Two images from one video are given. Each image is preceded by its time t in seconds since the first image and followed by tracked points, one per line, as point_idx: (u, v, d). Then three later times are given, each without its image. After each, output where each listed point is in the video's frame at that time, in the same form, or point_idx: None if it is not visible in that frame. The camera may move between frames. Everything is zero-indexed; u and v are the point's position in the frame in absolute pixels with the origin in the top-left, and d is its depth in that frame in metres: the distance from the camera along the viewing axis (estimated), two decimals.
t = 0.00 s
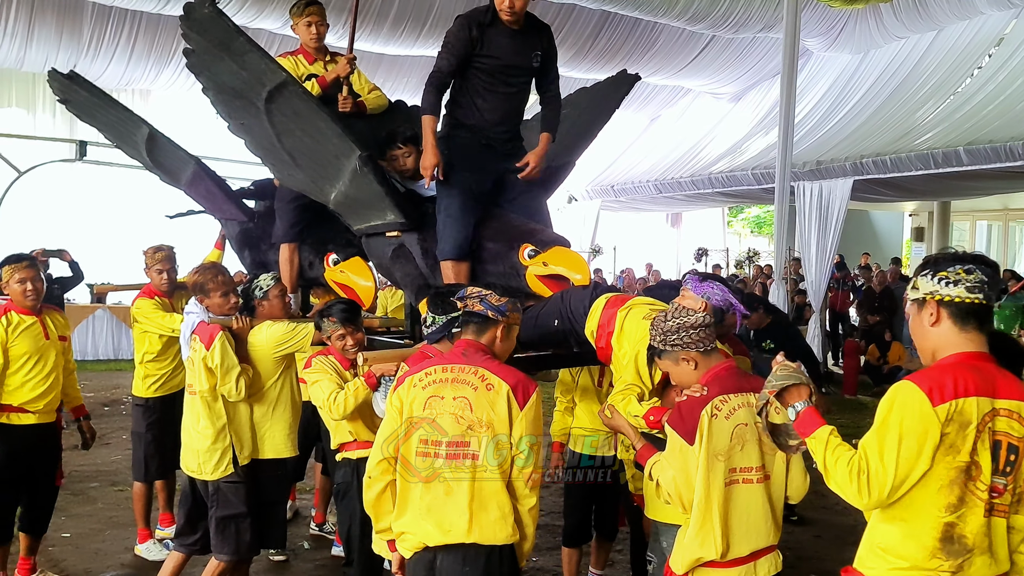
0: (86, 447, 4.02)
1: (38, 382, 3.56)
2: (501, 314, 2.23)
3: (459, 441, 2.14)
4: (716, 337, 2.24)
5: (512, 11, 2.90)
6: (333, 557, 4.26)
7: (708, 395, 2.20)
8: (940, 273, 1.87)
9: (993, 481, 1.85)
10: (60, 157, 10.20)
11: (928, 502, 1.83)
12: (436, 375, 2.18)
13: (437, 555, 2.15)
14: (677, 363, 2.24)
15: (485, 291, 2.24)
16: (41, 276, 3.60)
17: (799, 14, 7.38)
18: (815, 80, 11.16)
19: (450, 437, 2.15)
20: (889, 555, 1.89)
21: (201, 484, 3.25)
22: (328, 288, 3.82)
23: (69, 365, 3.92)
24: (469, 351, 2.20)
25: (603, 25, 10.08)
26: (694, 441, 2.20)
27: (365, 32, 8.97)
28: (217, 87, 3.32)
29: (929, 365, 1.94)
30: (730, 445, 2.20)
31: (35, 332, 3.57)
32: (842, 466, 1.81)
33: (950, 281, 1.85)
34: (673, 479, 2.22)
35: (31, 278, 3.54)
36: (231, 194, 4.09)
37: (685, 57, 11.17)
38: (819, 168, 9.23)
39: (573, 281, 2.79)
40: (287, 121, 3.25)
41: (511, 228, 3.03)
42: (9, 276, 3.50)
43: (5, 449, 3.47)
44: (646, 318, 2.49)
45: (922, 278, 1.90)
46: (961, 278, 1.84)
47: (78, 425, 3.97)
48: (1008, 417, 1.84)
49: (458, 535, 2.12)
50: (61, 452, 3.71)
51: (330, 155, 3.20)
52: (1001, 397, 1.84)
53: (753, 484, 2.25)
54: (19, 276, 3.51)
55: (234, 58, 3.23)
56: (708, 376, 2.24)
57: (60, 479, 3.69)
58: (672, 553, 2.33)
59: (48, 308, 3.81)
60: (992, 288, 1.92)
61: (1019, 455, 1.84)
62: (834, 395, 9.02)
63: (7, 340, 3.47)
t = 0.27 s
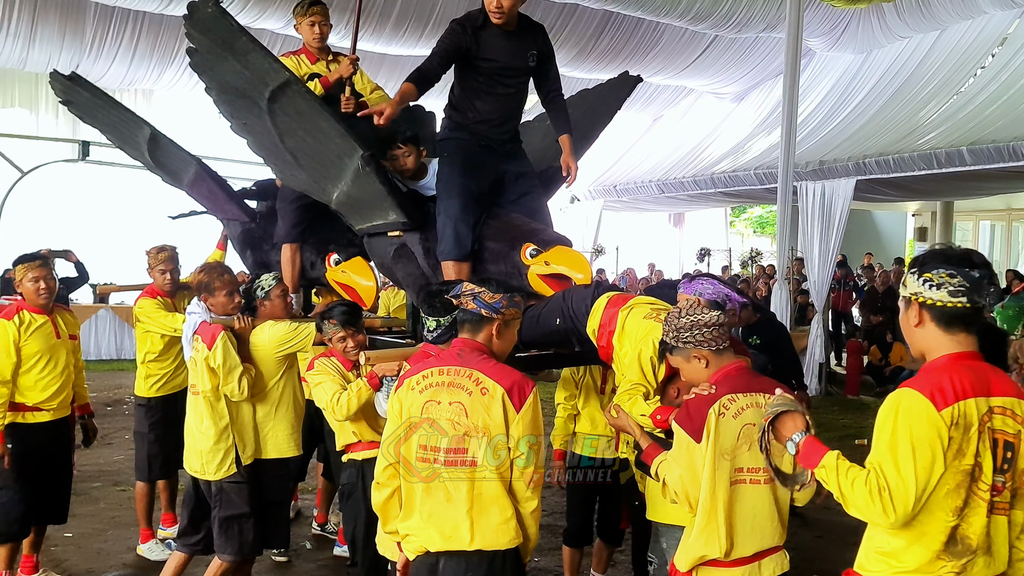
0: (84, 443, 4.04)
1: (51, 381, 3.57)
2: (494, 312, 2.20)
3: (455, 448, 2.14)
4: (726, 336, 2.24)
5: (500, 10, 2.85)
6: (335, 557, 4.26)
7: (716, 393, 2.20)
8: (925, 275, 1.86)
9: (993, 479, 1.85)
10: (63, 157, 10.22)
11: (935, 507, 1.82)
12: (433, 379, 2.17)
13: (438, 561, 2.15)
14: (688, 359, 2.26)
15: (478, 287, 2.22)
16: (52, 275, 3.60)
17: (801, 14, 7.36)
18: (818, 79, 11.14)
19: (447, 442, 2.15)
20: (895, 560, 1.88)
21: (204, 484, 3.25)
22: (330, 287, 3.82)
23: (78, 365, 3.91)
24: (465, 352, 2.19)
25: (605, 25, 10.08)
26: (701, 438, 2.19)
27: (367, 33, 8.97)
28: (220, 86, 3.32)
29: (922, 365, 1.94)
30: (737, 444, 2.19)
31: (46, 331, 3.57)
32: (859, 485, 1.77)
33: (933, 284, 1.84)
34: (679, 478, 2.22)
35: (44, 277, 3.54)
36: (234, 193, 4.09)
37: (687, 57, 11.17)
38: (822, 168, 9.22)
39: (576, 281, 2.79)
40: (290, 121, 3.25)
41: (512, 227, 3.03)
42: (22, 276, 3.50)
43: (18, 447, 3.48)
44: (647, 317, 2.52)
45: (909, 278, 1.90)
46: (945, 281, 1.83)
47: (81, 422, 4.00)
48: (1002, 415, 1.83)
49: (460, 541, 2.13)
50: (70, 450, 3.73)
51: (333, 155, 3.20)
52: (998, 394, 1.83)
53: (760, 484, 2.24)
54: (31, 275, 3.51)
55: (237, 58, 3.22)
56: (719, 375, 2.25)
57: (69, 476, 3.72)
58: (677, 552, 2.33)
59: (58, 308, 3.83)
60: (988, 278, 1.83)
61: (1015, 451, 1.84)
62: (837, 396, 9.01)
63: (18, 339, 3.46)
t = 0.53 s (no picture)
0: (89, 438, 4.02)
1: (56, 381, 3.58)
2: (508, 313, 2.20)
3: (469, 459, 2.13)
4: (724, 336, 2.24)
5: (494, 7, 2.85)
6: (336, 557, 4.26)
7: (715, 394, 2.19)
8: (918, 273, 1.86)
9: (988, 479, 1.84)
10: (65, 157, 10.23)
11: (935, 510, 1.81)
12: (444, 385, 2.15)
13: (454, 570, 2.15)
14: (687, 359, 2.26)
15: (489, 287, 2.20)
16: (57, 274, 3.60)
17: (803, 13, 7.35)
18: (819, 79, 11.13)
19: (460, 453, 2.13)
20: (892, 561, 1.88)
21: (204, 484, 3.25)
22: (330, 287, 3.82)
23: (84, 364, 3.92)
24: (477, 356, 2.18)
25: (606, 25, 10.08)
26: (701, 439, 2.18)
27: (368, 33, 8.96)
28: (219, 87, 3.31)
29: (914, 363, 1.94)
30: (738, 444, 2.18)
31: (52, 331, 3.58)
32: (862, 498, 1.79)
33: (926, 282, 1.83)
34: (682, 479, 2.21)
35: (49, 276, 3.54)
36: (234, 193, 4.09)
37: (689, 57, 11.15)
38: (824, 168, 9.20)
39: (576, 281, 2.80)
40: (290, 121, 3.25)
41: (512, 227, 3.03)
42: (27, 275, 3.50)
43: (24, 446, 3.49)
44: (645, 318, 2.54)
45: (901, 275, 1.89)
46: (937, 281, 1.82)
47: (86, 417, 4.01)
48: (995, 413, 1.83)
49: (478, 553, 2.11)
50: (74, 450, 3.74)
51: (333, 155, 3.20)
52: (989, 393, 1.83)
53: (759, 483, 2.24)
54: (37, 274, 3.51)
55: (237, 59, 3.22)
56: (718, 375, 2.25)
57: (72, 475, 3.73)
58: (681, 552, 2.33)
59: (64, 305, 3.83)
60: (976, 273, 1.83)
61: (1008, 450, 1.83)
62: (839, 396, 9.00)
63: (25, 339, 3.46)
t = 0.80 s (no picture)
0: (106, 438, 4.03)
1: (54, 380, 3.57)
2: (530, 316, 2.20)
3: (485, 470, 2.09)
4: (719, 336, 2.24)
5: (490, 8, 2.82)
6: (337, 556, 4.26)
7: (711, 394, 2.19)
8: (916, 272, 1.87)
9: (986, 478, 1.83)
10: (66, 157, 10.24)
11: (932, 510, 1.80)
12: (457, 392, 2.12)
13: None
14: (683, 360, 2.26)
15: (512, 287, 2.20)
16: (51, 273, 3.60)
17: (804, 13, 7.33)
18: (820, 79, 11.12)
19: (476, 464, 2.09)
20: (890, 561, 1.87)
21: (204, 483, 3.24)
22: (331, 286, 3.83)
23: (84, 363, 3.92)
24: (490, 362, 2.14)
25: (607, 25, 10.07)
26: (699, 440, 2.18)
27: (369, 33, 8.96)
28: (219, 87, 3.31)
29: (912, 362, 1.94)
30: (736, 443, 2.18)
31: (50, 330, 3.58)
32: (853, 495, 1.80)
33: (924, 282, 1.83)
34: (682, 479, 2.19)
35: (41, 276, 3.53)
36: (235, 193, 4.08)
37: (689, 57, 11.14)
38: (825, 168, 9.20)
39: (576, 281, 2.81)
40: (289, 122, 3.25)
41: (512, 227, 3.03)
42: (20, 275, 3.50)
43: (21, 446, 3.49)
44: (646, 318, 2.55)
45: (899, 275, 1.90)
46: (934, 281, 1.82)
47: (95, 415, 3.99)
48: (993, 412, 1.82)
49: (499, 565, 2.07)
50: (76, 447, 3.75)
51: (333, 155, 3.20)
52: (984, 392, 1.82)
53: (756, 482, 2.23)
54: (30, 273, 3.51)
55: (237, 59, 3.22)
56: (715, 374, 2.24)
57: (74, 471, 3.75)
58: (680, 551, 2.33)
59: (60, 304, 3.83)
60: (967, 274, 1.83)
61: (1007, 449, 1.83)
62: (840, 396, 9.00)
63: (23, 338, 3.46)
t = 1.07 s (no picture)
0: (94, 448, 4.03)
1: (48, 382, 3.56)
2: (549, 317, 2.19)
3: (504, 476, 2.08)
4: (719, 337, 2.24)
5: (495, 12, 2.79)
6: (338, 557, 4.25)
7: (708, 395, 2.19)
8: (925, 273, 1.86)
9: (986, 478, 1.83)
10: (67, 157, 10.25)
11: (930, 510, 1.80)
12: (474, 395, 2.11)
13: None
14: (680, 360, 2.27)
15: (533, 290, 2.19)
16: (46, 275, 3.58)
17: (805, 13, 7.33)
18: (820, 79, 11.12)
19: (495, 469, 2.07)
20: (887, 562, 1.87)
21: (205, 482, 3.24)
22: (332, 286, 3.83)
23: (79, 365, 3.92)
24: (508, 366, 2.12)
25: (608, 25, 10.07)
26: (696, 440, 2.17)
27: (370, 33, 8.96)
28: (219, 88, 3.31)
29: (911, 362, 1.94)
30: (733, 444, 2.17)
31: (44, 331, 3.57)
32: (845, 505, 1.81)
33: (933, 284, 1.83)
34: (679, 480, 2.21)
35: (36, 278, 3.52)
36: (236, 193, 4.08)
37: (690, 57, 11.15)
38: (826, 168, 9.20)
39: (576, 281, 2.82)
40: (290, 122, 3.25)
41: (513, 227, 3.03)
42: (15, 276, 3.49)
43: (16, 448, 3.50)
44: (647, 318, 2.56)
45: (906, 274, 1.88)
46: (944, 283, 1.82)
47: (87, 424, 3.98)
48: (993, 412, 1.82)
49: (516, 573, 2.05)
50: (74, 450, 3.72)
51: (333, 156, 3.20)
52: (983, 393, 1.82)
53: (756, 482, 2.22)
54: (24, 275, 3.50)
55: (237, 60, 3.22)
56: (711, 375, 2.25)
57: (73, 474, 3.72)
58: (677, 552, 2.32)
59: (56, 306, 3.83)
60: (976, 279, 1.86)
61: (1008, 449, 1.83)
62: (841, 396, 9.00)
63: (16, 339, 3.46)
